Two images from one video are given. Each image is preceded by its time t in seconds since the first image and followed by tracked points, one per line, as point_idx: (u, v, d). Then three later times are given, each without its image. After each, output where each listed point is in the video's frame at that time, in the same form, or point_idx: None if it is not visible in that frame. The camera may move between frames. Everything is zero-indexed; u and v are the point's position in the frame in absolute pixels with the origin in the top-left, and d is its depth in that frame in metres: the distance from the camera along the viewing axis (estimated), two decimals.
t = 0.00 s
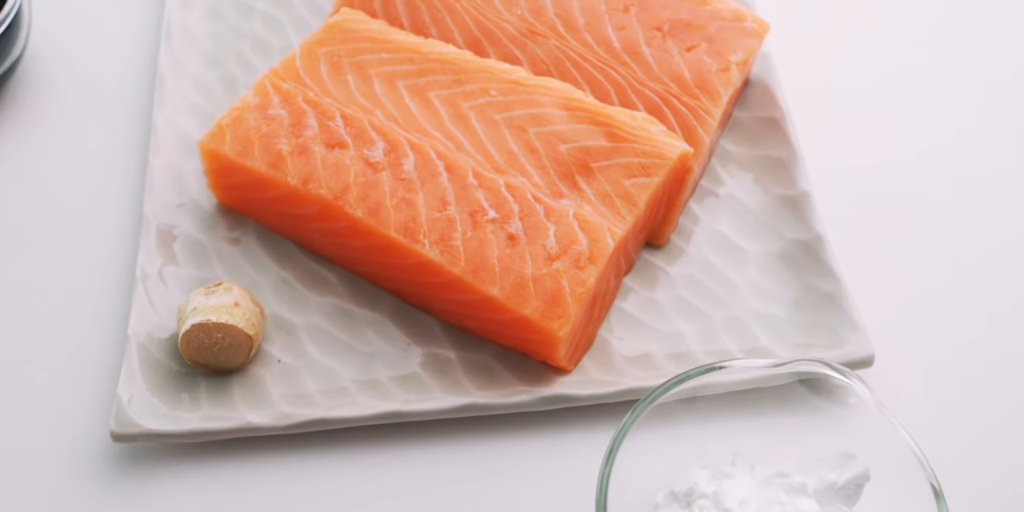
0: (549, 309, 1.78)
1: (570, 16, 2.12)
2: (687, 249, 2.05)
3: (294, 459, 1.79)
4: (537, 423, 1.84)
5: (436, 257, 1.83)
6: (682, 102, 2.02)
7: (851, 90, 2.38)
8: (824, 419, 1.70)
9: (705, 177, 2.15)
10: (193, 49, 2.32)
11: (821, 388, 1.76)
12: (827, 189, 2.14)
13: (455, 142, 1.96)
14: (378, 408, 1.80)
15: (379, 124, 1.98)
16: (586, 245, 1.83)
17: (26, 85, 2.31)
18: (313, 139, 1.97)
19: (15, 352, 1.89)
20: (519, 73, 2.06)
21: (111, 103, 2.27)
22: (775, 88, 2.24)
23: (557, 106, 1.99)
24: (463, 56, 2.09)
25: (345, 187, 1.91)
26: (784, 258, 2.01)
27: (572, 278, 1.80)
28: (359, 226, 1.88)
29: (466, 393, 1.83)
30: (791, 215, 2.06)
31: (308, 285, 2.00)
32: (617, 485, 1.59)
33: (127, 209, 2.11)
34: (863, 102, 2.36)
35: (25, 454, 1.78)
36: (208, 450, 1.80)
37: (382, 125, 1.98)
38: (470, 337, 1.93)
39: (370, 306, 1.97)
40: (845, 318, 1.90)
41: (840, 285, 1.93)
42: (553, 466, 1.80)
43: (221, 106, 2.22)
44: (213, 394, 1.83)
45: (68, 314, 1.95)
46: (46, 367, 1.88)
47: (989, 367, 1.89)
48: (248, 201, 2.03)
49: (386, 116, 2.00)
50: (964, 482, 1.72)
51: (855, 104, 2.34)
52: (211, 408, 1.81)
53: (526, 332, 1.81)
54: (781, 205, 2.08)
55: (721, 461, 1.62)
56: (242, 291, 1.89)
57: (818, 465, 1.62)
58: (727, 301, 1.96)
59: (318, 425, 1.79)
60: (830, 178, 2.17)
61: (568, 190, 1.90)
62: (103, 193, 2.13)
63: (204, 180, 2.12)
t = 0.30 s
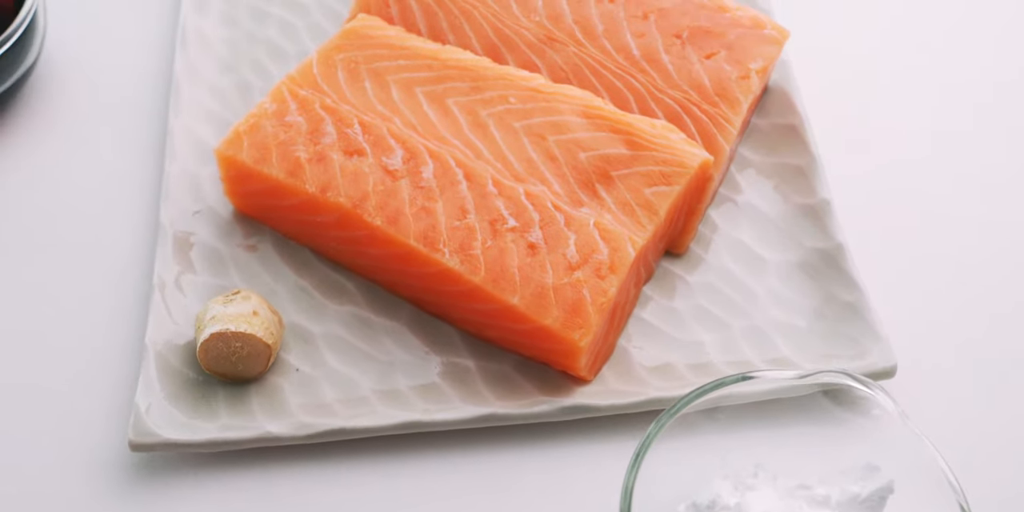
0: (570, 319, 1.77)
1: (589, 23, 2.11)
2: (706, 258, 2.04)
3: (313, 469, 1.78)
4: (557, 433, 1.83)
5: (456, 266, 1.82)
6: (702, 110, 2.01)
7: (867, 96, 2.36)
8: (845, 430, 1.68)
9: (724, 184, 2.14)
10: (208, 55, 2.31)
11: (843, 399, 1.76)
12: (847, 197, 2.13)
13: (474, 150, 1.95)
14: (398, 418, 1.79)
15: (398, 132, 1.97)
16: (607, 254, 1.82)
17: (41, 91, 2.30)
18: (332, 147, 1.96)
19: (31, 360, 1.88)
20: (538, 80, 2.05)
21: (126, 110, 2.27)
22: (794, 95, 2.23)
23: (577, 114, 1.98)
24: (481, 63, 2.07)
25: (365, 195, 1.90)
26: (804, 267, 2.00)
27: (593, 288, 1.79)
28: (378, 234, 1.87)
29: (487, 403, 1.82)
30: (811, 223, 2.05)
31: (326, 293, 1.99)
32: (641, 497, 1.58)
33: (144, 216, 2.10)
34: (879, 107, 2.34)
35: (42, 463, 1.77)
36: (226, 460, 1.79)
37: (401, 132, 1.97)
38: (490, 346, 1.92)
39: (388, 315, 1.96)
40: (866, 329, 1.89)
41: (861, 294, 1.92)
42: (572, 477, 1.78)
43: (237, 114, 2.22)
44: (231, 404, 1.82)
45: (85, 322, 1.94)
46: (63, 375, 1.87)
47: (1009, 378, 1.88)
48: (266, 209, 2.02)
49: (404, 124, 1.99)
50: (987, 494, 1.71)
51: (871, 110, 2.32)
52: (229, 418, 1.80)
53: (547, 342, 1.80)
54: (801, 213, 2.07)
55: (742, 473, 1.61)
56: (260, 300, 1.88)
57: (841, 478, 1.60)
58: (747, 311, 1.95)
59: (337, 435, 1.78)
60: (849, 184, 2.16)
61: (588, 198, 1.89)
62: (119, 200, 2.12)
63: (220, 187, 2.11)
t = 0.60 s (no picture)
0: (591, 329, 1.76)
1: (608, 30, 2.10)
2: (725, 266, 2.03)
3: (332, 479, 1.77)
4: (577, 443, 1.82)
5: (477, 276, 1.81)
6: (722, 118, 2.00)
7: (887, 97, 2.33)
8: (867, 442, 1.65)
9: (743, 193, 2.13)
10: (224, 60, 2.30)
11: (866, 410, 1.72)
12: (866, 206, 2.12)
13: (493, 158, 1.94)
14: (418, 428, 1.78)
15: (417, 140, 1.96)
16: (628, 263, 1.81)
17: (57, 98, 2.30)
18: (350, 154, 1.95)
19: (48, 370, 1.88)
20: (557, 87, 2.03)
21: (142, 116, 2.26)
22: (814, 103, 2.22)
23: (596, 122, 1.97)
24: (500, 70, 2.06)
25: (384, 203, 1.89)
26: (824, 276, 1.99)
27: (615, 298, 1.78)
28: (398, 243, 1.86)
29: (507, 413, 1.81)
30: (831, 232, 2.04)
31: (343, 301, 1.98)
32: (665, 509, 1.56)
33: (160, 224, 2.09)
34: (899, 111, 2.31)
35: (60, 472, 1.76)
36: (244, 470, 1.78)
37: (419, 140, 1.96)
38: (509, 356, 1.91)
39: (407, 324, 1.95)
40: (888, 339, 1.87)
41: (883, 304, 1.91)
42: (593, 487, 1.77)
43: (253, 120, 2.21)
44: (250, 413, 1.81)
45: (103, 331, 1.93)
46: (81, 384, 1.86)
47: None
48: (283, 216, 2.01)
49: (423, 131, 1.98)
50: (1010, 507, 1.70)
51: (891, 112, 2.30)
52: (248, 427, 1.78)
53: (568, 352, 1.79)
54: (821, 222, 2.06)
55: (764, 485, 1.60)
56: (279, 308, 1.87)
57: (865, 489, 1.60)
58: (768, 320, 1.94)
59: (357, 445, 1.77)
60: (868, 192, 2.15)
61: (609, 207, 1.88)
62: (136, 207, 2.12)
63: (237, 194, 2.10)
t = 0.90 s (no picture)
0: (613, 339, 1.75)
1: (627, 37, 2.09)
2: (745, 275, 2.01)
3: (350, 489, 1.76)
4: (598, 454, 1.81)
5: (497, 285, 1.80)
6: (743, 126, 1.98)
7: (907, 104, 2.32)
8: (892, 455, 1.64)
9: (762, 200, 2.12)
10: (240, 66, 2.29)
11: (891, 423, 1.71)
12: (887, 214, 2.11)
13: (513, 166, 1.93)
14: (438, 438, 1.77)
15: (436, 147, 1.95)
16: (650, 273, 1.80)
17: (72, 103, 2.29)
18: (368, 162, 1.94)
19: (65, 378, 1.87)
20: (577, 95, 2.02)
21: (157, 122, 2.25)
22: (833, 110, 2.21)
23: (616, 130, 1.96)
24: (519, 77, 2.05)
25: (403, 211, 1.88)
26: (845, 286, 1.98)
27: (636, 308, 1.77)
28: (417, 252, 1.85)
29: (527, 423, 1.80)
30: (852, 241, 2.03)
31: (361, 309, 1.97)
32: None
33: (177, 231, 2.08)
34: (919, 117, 2.30)
35: (77, 481, 1.75)
36: (262, 479, 1.76)
37: (438, 147, 1.95)
38: (529, 365, 1.90)
39: (425, 332, 1.94)
40: (911, 350, 1.86)
41: (905, 314, 1.90)
42: (613, 498, 1.75)
43: (270, 127, 2.20)
44: (268, 422, 1.80)
45: (120, 338, 1.92)
46: (98, 392, 1.86)
47: None
48: (301, 224, 2.00)
49: (442, 139, 1.97)
50: None
51: (911, 119, 2.29)
52: (266, 437, 1.77)
53: (589, 363, 1.78)
54: (841, 231, 2.05)
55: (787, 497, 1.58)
56: (297, 317, 1.85)
57: (888, 503, 1.58)
58: (788, 330, 1.93)
59: (376, 455, 1.75)
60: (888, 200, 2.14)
61: (629, 216, 1.87)
62: (153, 214, 2.11)
63: (254, 201, 2.09)
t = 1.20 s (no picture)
0: (635, 350, 1.74)
1: (646, 44, 2.08)
2: (765, 284, 2.00)
3: (369, 500, 1.75)
4: (618, 464, 1.79)
5: (518, 295, 1.79)
6: (763, 134, 1.97)
7: (927, 111, 2.31)
8: (916, 467, 1.63)
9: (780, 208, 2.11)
10: (255, 72, 2.28)
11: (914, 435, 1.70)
12: (907, 223, 2.10)
13: (532, 175, 1.92)
14: (458, 448, 1.76)
15: (454, 155, 1.94)
16: (671, 283, 1.78)
17: (86, 110, 2.28)
18: (387, 170, 1.93)
19: (82, 386, 1.86)
20: (596, 102, 2.01)
21: (173, 129, 2.24)
22: (852, 118, 2.19)
23: (636, 138, 1.95)
24: (537, 85, 2.04)
25: (422, 220, 1.87)
26: (865, 295, 1.96)
27: (657, 318, 1.76)
28: (437, 261, 1.84)
29: (547, 434, 1.79)
30: (872, 250, 2.01)
31: (380, 318, 1.96)
32: None
33: (193, 238, 2.07)
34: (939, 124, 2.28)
35: (94, 490, 1.74)
36: (281, 489, 1.75)
37: (457, 155, 1.94)
38: (548, 375, 1.89)
39: (444, 342, 1.93)
40: (932, 360, 1.85)
41: (926, 325, 1.89)
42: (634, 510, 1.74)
43: (286, 133, 2.19)
44: (287, 432, 1.79)
45: (137, 346, 1.92)
46: (115, 401, 1.85)
47: None
48: (319, 232, 1.99)
49: (460, 146, 1.96)
50: None
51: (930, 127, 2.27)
52: (285, 447, 1.76)
53: (610, 373, 1.77)
54: (861, 239, 2.04)
55: None
56: (316, 326, 1.84)
57: None
58: (809, 340, 1.92)
59: (396, 466, 1.74)
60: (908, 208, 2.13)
61: (650, 225, 1.86)
62: (169, 220, 2.10)
63: (271, 208, 2.08)
